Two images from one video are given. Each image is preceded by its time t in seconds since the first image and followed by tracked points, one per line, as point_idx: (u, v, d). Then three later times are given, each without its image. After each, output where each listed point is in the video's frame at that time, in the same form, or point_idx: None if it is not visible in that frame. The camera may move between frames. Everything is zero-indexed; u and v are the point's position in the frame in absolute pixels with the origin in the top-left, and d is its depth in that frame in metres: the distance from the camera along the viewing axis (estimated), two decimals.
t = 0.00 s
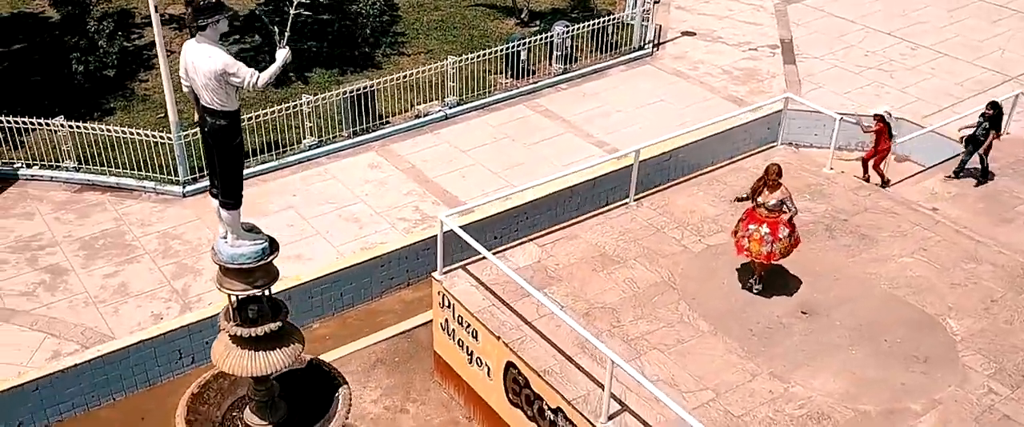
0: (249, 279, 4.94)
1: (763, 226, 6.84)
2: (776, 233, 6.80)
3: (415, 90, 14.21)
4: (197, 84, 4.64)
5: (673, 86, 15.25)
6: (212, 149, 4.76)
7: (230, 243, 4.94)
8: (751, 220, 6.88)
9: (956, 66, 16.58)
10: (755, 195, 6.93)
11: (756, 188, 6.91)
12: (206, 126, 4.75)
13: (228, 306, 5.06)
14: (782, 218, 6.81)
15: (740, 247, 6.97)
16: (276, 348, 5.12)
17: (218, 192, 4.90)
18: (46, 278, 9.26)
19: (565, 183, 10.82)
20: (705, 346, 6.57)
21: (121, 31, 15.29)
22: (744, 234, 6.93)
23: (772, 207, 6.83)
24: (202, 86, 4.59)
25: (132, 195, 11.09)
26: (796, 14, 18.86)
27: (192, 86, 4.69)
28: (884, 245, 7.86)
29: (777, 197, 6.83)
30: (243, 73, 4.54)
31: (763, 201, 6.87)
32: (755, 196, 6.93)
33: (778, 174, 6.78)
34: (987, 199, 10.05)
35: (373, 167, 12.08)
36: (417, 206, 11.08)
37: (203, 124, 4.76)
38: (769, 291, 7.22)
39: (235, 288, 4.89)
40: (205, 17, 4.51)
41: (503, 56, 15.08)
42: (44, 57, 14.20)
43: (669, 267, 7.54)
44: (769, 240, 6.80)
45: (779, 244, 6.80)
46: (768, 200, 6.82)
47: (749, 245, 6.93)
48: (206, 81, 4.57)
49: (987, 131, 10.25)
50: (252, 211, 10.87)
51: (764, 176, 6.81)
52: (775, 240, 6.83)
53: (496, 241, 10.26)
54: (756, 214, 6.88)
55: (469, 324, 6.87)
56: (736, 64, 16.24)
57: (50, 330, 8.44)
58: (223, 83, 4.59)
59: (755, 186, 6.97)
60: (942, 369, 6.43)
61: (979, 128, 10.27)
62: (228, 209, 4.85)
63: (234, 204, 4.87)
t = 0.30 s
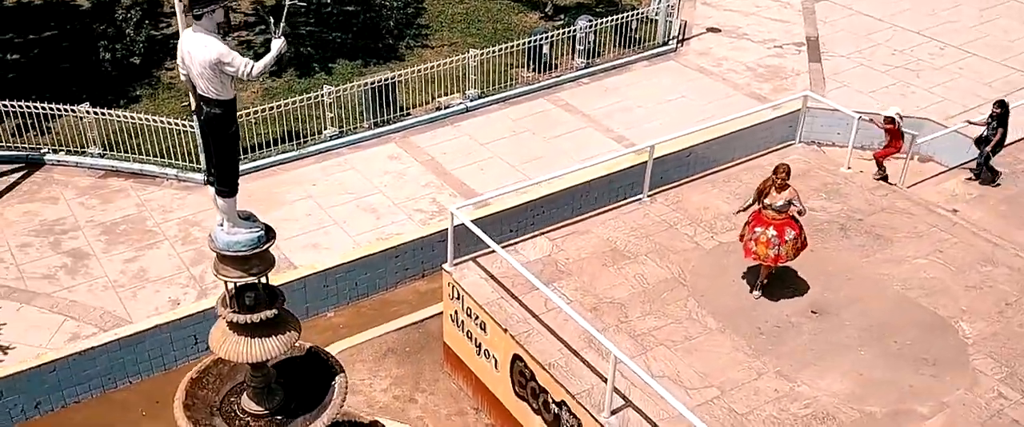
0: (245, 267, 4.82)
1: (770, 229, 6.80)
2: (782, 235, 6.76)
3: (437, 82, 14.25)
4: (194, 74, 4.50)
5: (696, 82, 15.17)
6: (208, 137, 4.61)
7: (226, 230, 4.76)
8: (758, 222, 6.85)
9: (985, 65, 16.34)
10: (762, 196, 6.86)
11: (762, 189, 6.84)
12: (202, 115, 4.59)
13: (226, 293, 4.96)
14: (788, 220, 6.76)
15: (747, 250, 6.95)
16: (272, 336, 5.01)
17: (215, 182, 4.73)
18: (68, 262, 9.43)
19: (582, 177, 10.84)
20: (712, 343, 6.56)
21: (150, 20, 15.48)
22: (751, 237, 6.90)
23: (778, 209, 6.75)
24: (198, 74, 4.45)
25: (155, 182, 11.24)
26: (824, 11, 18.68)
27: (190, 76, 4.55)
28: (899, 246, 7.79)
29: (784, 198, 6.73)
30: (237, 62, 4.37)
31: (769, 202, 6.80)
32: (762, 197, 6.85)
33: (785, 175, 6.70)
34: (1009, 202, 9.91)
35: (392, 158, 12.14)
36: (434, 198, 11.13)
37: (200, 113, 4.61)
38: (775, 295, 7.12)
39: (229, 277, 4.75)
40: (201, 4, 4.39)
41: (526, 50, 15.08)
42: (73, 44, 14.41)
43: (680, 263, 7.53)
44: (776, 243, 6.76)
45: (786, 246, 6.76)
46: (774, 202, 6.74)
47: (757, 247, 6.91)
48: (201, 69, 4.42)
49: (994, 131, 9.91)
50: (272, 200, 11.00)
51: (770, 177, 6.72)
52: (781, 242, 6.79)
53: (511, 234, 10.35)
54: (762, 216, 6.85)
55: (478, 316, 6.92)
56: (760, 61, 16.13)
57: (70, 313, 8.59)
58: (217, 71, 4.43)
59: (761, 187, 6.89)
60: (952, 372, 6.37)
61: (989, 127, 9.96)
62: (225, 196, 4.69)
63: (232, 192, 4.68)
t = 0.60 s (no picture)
0: (244, 253, 4.90)
1: (784, 234, 6.70)
2: (799, 237, 6.68)
3: (462, 74, 14.29)
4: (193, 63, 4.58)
5: (722, 78, 15.07)
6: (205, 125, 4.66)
7: (224, 217, 4.85)
8: (771, 230, 6.71)
9: (1018, 66, 16.05)
10: (770, 202, 6.73)
11: (770, 196, 6.71)
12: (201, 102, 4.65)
13: (226, 280, 5.06)
14: (801, 222, 6.66)
15: (764, 261, 6.78)
16: (269, 322, 5.09)
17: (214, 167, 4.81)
18: (92, 245, 9.59)
19: (603, 171, 10.82)
20: (721, 341, 6.54)
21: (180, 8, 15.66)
22: (766, 247, 6.74)
23: (789, 213, 6.62)
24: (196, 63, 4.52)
25: (180, 168, 11.38)
26: (854, 9, 18.44)
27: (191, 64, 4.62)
28: (917, 248, 7.70)
29: (794, 201, 6.61)
30: (233, 51, 4.42)
31: (779, 208, 6.67)
32: (770, 202, 6.72)
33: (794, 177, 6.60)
34: None
35: (414, 149, 12.20)
36: (453, 190, 11.18)
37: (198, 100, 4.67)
38: (787, 296, 7.04)
39: (227, 262, 4.84)
40: None
41: (551, 43, 15.05)
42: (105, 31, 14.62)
43: (693, 260, 7.50)
44: (795, 246, 6.67)
45: (805, 247, 6.71)
46: (785, 207, 6.60)
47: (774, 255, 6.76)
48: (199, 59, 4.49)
49: (1008, 134, 9.82)
50: (293, 189, 11.11)
51: (779, 182, 6.58)
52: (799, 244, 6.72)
53: (530, 227, 10.35)
54: (773, 223, 6.72)
55: (488, 308, 6.95)
56: (788, 59, 15.98)
57: (92, 296, 8.74)
58: (215, 60, 4.49)
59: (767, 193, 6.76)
60: (964, 376, 6.29)
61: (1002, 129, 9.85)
62: (224, 183, 4.75)
63: (231, 180, 4.75)
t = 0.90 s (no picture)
0: (242, 241, 4.84)
1: (791, 236, 6.66)
2: (805, 241, 6.66)
3: (485, 67, 14.33)
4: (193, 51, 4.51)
5: (747, 76, 14.97)
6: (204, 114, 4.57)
7: (223, 205, 4.80)
8: (778, 232, 6.67)
9: None
10: (778, 204, 6.68)
11: (778, 197, 6.66)
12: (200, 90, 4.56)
13: (226, 266, 5.04)
14: (808, 226, 6.63)
15: (766, 261, 6.77)
16: (269, 310, 5.09)
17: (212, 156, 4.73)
18: (115, 230, 9.74)
19: (622, 167, 10.80)
20: (730, 339, 6.52)
21: None
22: (771, 248, 6.72)
23: (799, 216, 6.58)
24: (195, 51, 4.46)
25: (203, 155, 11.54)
26: (885, 8, 18.22)
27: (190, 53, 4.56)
28: (934, 250, 7.62)
29: (803, 204, 6.57)
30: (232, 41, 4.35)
31: (788, 210, 6.62)
32: (779, 204, 6.67)
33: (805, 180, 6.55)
34: None
35: (435, 141, 12.26)
36: (472, 182, 11.21)
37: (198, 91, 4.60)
38: (791, 299, 6.97)
39: (226, 249, 4.80)
40: None
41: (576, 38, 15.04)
42: (136, 19, 14.82)
43: (706, 258, 7.47)
44: (801, 250, 6.67)
45: (808, 250, 6.70)
46: (795, 210, 6.57)
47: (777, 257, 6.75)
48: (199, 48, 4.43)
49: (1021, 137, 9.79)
50: (314, 179, 11.21)
51: (790, 185, 6.52)
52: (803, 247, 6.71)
53: (547, 221, 10.37)
54: (781, 225, 6.67)
55: (498, 300, 6.99)
56: (815, 57, 15.84)
57: (113, 280, 8.89)
58: (214, 50, 4.42)
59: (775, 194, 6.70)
60: (976, 380, 6.23)
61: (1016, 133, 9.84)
62: (223, 172, 4.70)
63: (230, 169, 4.69)
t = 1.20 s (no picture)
0: (240, 229, 4.94)
1: (808, 244, 6.53)
2: (822, 246, 6.55)
3: (509, 60, 14.31)
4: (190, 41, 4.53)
5: (773, 73, 14.83)
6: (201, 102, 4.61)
7: (221, 193, 4.88)
8: (796, 242, 6.52)
9: None
10: (790, 214, 6.55)
11: (791, 208, 6.52)
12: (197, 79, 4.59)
13: (225, 254, 5.12)
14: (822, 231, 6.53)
15: (789, 274, 6.60)
16: (267, 298, 5.19)
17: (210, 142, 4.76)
18: (136, 216, 9.86)
19: (642, 164, 10.75)
20: (739, 339, 6.48)
21: None
22: (791, 260, 6.57)
23: (813, 223, 6.47)
24: (192, 40, 4.48)
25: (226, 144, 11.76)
26: (917, 6, 17.95)
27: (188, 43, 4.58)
28: (951, 253, 7.52)
29: (814, 211, 6.45)
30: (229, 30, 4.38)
31: (801, 219, 6.49)
32: (791, 214, 6.53)
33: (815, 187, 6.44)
34: None
35: (455, 133, 12.29)
36: (490, 176, 11.22)
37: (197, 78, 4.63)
38: (800, 308, 6.82)
39: (224, 237, 4.88)
40: None
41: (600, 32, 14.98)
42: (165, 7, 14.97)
43: (719, 256, 7.42)
44: (820, 255, 6.54)
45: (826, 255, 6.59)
46: (808, 218, 6.45)
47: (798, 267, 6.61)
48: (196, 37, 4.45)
49: None
50: (334, 169, 11.28)
51: (800, 194, 6.38)
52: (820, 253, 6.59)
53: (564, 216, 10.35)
54: (796, 235, 6.53)
55: (507, 293, 7.01)
56: (843, 55, 15.65)
57: (132, 265, 9.02)
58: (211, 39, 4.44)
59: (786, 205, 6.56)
60: (988, 386, 6.14)
61: None
62: (220, 160, 4.75)
63: (228, 157, 4.73)
